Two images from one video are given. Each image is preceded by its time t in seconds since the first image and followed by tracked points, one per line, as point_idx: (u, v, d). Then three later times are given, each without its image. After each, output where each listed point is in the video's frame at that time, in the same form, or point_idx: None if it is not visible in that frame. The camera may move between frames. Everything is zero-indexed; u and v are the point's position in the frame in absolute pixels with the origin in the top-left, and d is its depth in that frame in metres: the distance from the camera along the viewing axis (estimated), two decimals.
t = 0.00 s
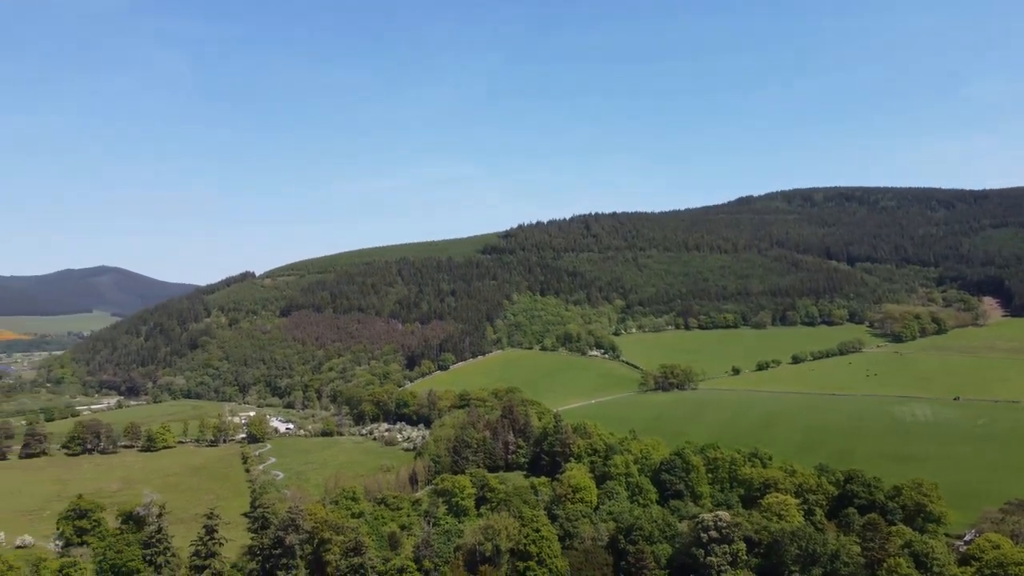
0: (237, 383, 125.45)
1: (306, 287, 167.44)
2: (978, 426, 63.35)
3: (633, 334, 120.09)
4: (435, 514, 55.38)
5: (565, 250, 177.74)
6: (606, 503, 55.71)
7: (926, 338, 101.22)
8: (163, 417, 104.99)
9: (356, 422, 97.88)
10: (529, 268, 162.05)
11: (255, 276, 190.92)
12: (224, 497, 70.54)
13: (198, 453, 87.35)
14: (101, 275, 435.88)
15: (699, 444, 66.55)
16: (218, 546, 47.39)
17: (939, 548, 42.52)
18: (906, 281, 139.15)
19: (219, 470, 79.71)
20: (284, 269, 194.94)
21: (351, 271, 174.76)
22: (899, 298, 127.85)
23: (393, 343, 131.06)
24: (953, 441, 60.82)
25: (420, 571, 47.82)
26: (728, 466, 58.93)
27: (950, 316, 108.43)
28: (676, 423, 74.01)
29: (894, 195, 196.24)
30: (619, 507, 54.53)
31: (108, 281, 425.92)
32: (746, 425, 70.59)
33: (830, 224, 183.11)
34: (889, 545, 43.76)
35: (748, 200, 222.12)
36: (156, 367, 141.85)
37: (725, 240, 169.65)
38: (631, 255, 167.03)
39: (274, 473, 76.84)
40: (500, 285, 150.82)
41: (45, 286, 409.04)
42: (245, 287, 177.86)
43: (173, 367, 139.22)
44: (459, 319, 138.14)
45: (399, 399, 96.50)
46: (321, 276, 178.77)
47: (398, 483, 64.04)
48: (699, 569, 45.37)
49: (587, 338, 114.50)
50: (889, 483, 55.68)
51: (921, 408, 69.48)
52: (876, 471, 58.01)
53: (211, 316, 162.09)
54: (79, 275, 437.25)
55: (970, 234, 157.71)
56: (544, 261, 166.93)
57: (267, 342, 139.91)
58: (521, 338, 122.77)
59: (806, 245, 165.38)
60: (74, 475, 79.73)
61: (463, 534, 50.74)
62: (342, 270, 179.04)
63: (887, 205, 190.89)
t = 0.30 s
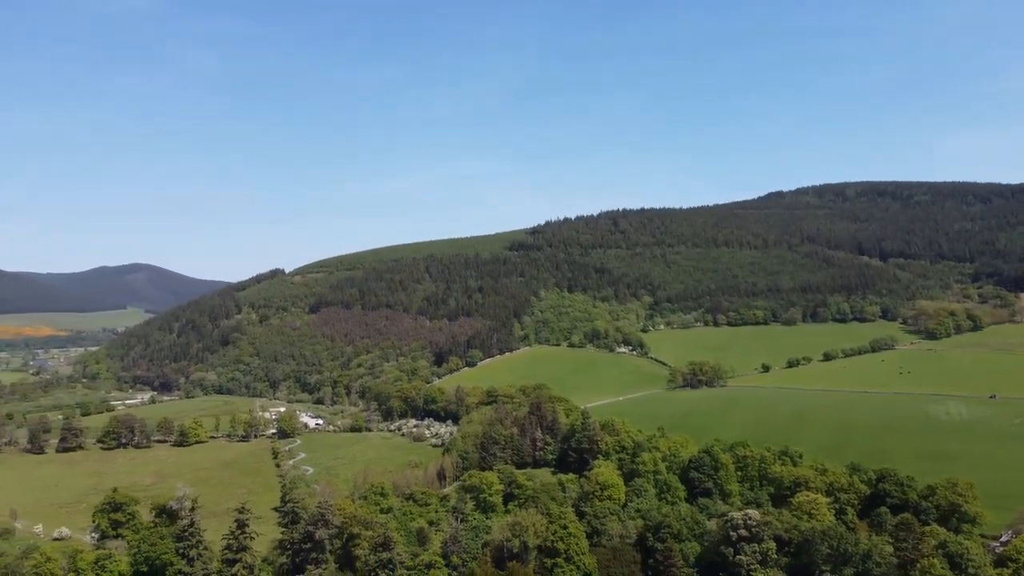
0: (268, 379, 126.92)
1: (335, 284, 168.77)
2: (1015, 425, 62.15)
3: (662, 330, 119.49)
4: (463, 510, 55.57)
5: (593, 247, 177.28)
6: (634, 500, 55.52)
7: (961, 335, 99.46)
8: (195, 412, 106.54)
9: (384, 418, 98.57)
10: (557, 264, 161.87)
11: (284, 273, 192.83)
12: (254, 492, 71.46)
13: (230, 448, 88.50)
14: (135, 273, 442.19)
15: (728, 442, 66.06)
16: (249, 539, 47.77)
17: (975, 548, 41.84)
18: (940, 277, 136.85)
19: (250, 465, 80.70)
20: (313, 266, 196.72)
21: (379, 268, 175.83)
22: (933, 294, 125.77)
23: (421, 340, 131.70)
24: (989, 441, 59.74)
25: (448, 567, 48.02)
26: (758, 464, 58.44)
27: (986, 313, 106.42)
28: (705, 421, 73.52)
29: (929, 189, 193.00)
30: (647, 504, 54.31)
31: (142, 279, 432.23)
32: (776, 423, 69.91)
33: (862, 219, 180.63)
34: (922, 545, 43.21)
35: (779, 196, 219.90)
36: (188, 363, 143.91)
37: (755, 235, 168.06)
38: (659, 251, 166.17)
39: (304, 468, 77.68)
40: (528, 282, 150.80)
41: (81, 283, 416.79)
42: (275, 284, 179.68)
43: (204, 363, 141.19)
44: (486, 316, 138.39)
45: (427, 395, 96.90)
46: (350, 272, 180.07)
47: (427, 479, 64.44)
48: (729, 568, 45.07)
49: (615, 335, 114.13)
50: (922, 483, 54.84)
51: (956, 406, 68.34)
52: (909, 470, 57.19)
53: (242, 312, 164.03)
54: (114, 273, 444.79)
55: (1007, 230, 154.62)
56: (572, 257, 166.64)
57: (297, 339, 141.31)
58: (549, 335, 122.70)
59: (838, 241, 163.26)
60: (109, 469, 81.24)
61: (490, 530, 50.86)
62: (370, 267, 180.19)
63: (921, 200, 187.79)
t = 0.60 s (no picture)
0: (298, 374, 128.20)
1: (363, 280, 169.87)
2: None
3: (690, 326, 118.73)
4: (491, 505, 55.71)
5: (621, 242, 176.51)
6: (662, 497, 55.25)
7: (997, 331, 97.63)
8: (226, 406, 107.95)
9: (413, 413, 99.17)
10: (584, 260, 161.44)
11: (314, 269, 194.53)
12: (284, 485, 72.32)
13: (260, 442, 89.63)
14: (167, 269, 448.32)
15: (758, 439, 65.48)
16: (279, 533, 48.59)
17: (1012, 549, 41.07)
18: (976, 272, 134.37)
19: (280, 459, 81.68)
20: (342, 262, 198.19)
21: (408, 264, 176.61)
22: (968, 289, 123.52)
23: (448, 335, 132.15)
24: None
25: (476, 562, 48.02)
26: (788, 461, 57.86)
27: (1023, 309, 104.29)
28: (735, 417, 72.95)
29: (964, 182, 189.46)
30: (676, 501, 54.06)
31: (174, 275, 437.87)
32: (806, 420, 69.16)
33: (895, 213, 177.79)
34: (957, 545, 42.52)
35: (809, 190, 217.33)
36: (219, 358, 145.80)
37: (785, 230, 166.26)
38: (687, 246, 165.10)
39: (333, 462, 78.43)
40: (555, 277, 150.57)
41: (115, 279, 423.84)
42: (305, 280, 181.29)
43: (236, 357, 142.97)
44: (514, 312, 138.44)
45: (455, 390, 97.25)
46: (379, 268, 181.14)
47: (454, 474, 64.81)
48: (758, 566, 44.70)
49: (643, 330, 113.64)
50: (956, 482, 53.93)
51: (991, 404, 67.05)
52: (943, 469, 56.27)
53: (272, 307, 165.74)
54: (146, 269, 451.43)
55: None
56: (600, 253, 166.13)
57: (326, 334, 142.51)
58: (577, 330, 122.46)
59: (870, 236, 160.97)
60: (143, 462, 82.68)
61: (518, 526, 50.98)
62: (398, 263, 181.07)
63: (956, 193, 184.42)
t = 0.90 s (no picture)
0: (327, 365, 129.33)
1: (392, 272, 170.69)
2: None
3: (719, 318, 117.83)
4: (519, 497, 55.92)
5: (649, 234, 175.49)
6: (690, 489, 55.06)
7: None
8: (258, 397, 109.24)
9: (441, 404, 99.67)
10: (612, 252, 160.79)
11: (342, 261, 195.84)
12: (314, 475, 73.14)
13: (291, 433, 90.63)
14: (199, 262, 454.09)
15: (788, 432, 64.95)
16: (309, 522, 49.26)
17: None
18: (1013, 263, 131.62)
19: (310, 449, 82.48)
20: (371, 254, 199.31)
21: (435, 256, 177.18)
22: (1005, 281, 121.06)
23: (476, 327, 132.40)
24: None
25: (504, 553, 48.06)
26: (819, 455, 57.31)
27: None
28: (764, 410, 72.39)
29: (1001, 172, 185.53)
30: (705, 494, 53.87)
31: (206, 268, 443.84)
32: (837, 413, 68.44)
33: (930, 204, 174.76)
34: (991, 541, 41.85)
35: (841, 180, 214.23)
36: (250, 350, 147.52)
37: (817, 221, 164.12)
38: (717, 238, 163.68)
39: (362, 453, 79.11)
40: (583, 269, 150.16)
41: (148, 272, 430.44)
42: (334, 272, 182.59)
43: (266, 349, 144.54)
44: (541, 304, 138.37)
45: (483, 382, 97.48)
46: (407, 261, 181.88)
47: (482, 466, 65.07)
48: (788, 560, 44.41)
49: (672, 322, 112.98)
50: (991, 477, 53.06)
51: None
52: (977, 463, 55.38)
53: (301, 300, 167.27)
54: (179, 262, 457.99)
55: None
56: (628, 244, 165.27)
57: (355, 326, 143.50)
58: (605, 322, 122.07)
59: (903, 227, 158.40)
60: (176, 452, 84.02)
61: (546, 518, 51.11)
62: (426, 255, 181.66)
63: (993, 182, 180.67)
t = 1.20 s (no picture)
0: (356, 355, 130.34)
1: (419, 262, 171.25)
2: None
3: (749, 308, 116.81)
4: (546, 487, 56.08)
5: (677, 223, 174.16)
6: (719, 480, 54.81)
7: None
8: (288, 386, 110.48)
9: (469, 394, 100.13)
10: (640, 241, 159.87)
11: (371, 252, 196.91)
12: (344, 463, 73.91)
13: (320, 421, 91.54)
14: (230, 253, 459.02)
15: (818, 423, 64.30)
16: (339, 510, 49.65)
17: None
18: None
19: (340, 438, 83.25)
20: (399, 245, 200.20)
21: (463, 246, 177.53)
22: None
23: (504, 317, 132.55)
24: None
25: (531, 542, 48.11)
26: (850, 446, 56.67)
27: None
28: (795, 401, 71.72)
29: None
30: (733, 485, 53.60)
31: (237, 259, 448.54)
32: (868, 404, 67.59)
33: (965, 191, 171.40)
34: None
35: (875, 168, 210.88)
36: (280, 339, 149.12)
37: (849, 209, 161.74)
38: (746, 227, 162.05)
39: (391, 441, 79.76)
40: (611, 259, 149.52)
41: (180, 262, 436.72)
42: (362, 262, 183.65)
43: (296, 339, 146.03)
44: (568, 294, 138.16)
45: (510, 371, 97.63)
46: (434, 251, 182.31)
47: (509, 455, 65.39)
48: (818, 552, 44.07)
49: (700, 312, 112.21)
50: None
51: None
52: (1013, 456, 54.43)
53: (330, 289, 168.60)
54: (210, 252, 463.36)
55: None
56: (656, 234, 164.18)
57: (383, 316, 144.38)
58: (633, 312, 121.53)
59: (938, 215, 155.56)
60: (209, 439, 85.35)
61: (573, 508, 51.23)
62: (454, 245, 182.00)
63: None
